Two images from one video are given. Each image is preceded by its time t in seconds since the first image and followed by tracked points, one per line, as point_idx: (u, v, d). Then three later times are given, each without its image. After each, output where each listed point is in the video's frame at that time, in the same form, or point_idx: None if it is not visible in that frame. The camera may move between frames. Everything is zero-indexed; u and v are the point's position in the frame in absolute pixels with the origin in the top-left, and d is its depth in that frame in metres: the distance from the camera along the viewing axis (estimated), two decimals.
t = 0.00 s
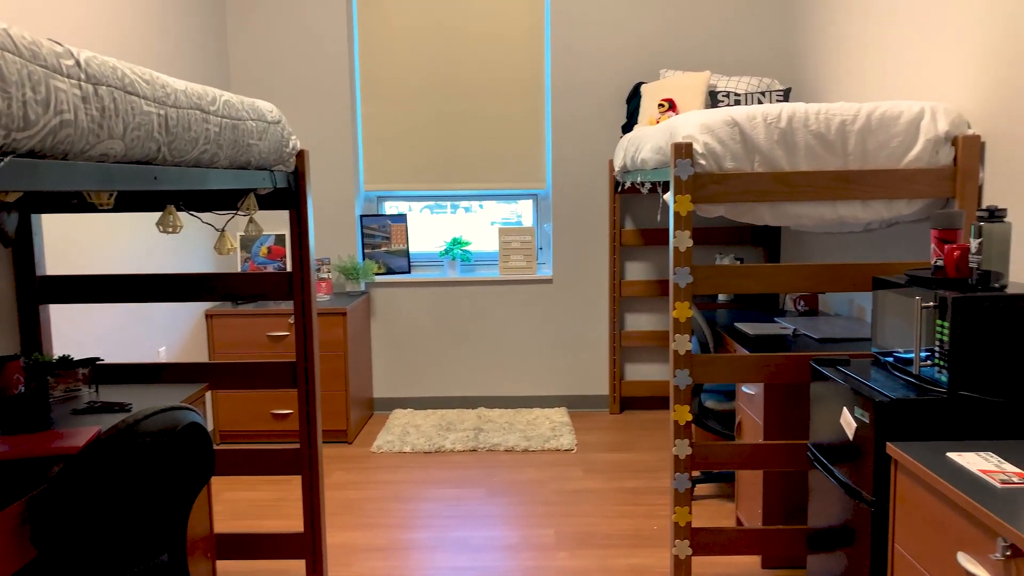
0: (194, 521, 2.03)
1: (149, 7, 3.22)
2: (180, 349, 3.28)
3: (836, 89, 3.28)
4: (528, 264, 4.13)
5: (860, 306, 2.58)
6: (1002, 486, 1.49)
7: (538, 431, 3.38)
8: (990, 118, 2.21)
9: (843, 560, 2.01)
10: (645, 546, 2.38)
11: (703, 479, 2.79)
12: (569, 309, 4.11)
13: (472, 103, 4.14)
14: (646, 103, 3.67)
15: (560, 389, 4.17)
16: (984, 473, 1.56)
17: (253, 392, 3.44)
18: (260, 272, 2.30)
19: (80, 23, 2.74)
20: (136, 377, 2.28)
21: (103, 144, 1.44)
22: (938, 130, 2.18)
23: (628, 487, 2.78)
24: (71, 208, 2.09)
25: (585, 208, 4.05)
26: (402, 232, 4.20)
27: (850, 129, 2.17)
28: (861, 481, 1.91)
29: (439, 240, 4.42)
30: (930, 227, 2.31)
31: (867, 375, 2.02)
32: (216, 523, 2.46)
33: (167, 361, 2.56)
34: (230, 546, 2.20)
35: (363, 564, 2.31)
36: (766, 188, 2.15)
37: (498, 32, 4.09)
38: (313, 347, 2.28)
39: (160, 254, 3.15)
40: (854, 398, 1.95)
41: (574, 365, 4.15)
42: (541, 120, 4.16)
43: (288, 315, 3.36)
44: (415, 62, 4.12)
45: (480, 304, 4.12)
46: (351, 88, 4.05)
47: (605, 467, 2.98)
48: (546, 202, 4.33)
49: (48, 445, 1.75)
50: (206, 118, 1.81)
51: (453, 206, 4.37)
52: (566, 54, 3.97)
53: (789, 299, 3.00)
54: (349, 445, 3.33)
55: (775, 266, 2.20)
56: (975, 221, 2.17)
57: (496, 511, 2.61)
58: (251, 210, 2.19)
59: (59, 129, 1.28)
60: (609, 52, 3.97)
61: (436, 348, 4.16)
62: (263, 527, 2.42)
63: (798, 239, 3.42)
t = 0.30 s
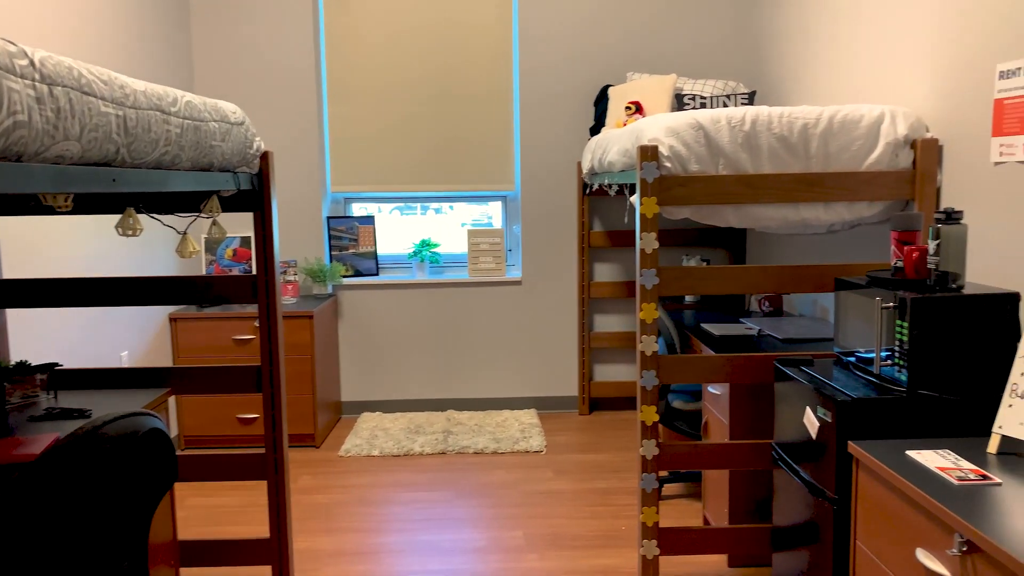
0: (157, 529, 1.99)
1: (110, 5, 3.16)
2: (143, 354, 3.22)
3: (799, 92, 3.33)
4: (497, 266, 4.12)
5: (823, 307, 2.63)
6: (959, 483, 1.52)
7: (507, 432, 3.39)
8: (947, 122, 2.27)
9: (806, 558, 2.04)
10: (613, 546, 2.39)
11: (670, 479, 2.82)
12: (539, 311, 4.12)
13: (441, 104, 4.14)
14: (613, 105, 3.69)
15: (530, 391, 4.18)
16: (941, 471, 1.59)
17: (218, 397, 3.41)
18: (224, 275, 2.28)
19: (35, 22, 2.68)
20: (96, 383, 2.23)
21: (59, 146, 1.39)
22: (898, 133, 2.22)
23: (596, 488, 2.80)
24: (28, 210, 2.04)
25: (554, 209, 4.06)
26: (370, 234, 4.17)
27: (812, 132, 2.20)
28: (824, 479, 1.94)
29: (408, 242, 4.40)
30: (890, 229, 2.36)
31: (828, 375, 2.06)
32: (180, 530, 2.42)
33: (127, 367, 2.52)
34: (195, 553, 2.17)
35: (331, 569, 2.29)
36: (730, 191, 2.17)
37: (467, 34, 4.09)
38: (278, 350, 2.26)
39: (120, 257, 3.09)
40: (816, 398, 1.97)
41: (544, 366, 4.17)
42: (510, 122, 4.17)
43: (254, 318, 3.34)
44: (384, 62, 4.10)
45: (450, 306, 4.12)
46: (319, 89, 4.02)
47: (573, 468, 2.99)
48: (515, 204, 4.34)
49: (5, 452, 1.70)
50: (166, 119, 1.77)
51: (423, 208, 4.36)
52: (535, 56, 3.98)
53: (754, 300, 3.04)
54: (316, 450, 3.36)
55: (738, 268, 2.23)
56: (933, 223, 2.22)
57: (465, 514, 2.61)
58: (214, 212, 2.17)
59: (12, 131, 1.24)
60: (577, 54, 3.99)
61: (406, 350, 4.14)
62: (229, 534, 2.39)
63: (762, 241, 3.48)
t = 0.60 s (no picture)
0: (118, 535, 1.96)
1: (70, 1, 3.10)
2: (105, 357, 3.17)
3: (764, 94, 3.37)
4: (466, 266, 4.12)
5: (789, 306, 2.66)
6: (919, 478, 1.55)
7: (477, 433, 3.38)
8: (906, 124, 2.31)
9: (771, 554, 2.07)
10: (582, 545, 2.40)
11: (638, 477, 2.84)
12: (509, 311, 4.13)
13: (411, 104, 4.13)
14: (581, 106, 3.71)
15: (501, 391, 4.19)
16: (902, 466, 1.62)
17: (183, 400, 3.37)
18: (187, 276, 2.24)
19: None
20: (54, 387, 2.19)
21: (13, 146, 1.35)
22: (859, 134, 2.26)
23: (565, 487, 2.81)
24: None
25: (525, 210, 4.07)
26: (337, 234, 4.14)
27: (776, 133, 2.22)
28: (788, 477, 1.96)
29: (377, 242, 4.37)
30: (852, 229, 2.40)
31: (793, 373, 2.08)
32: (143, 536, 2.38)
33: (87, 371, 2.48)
34: (158, 559, 2.14)
35: (298, 572, 2.26)
36: (695, 192, 2.19)
37: (436, 33, 4.08)
38: (243, 353, 2.23)
39: (80, 258, 3.03)
40: (781, 396, 1.99)
41: (514, 367, 4.17)
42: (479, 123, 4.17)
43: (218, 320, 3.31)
44: (353, 61, 4.08)
45: (421, 306, 4.10)
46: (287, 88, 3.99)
47: (542, 467, 3.00)
48: (484, 204, 4.33)
49: None
50: (126, 118, 1.73)
51: (393, 208, 4.33)
52: (505, 56, 3.98)
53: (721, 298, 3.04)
54: (284, 452, 3.34)
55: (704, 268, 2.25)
56: (894, 223, 2.26)
57: (435, 515, 2.60)
58: (177, 212, 2.14)
59: None
60: (546, 54, 4.00)
61: (375, 351, 4.12)
62: (194, 539, 2.36)
63: (728, 241, 3.51)
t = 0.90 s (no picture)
0: (85, 540, 1.93)
1: None
2: (73, 359, 3.12)
3: (735, 94, 3.40)
4: (441, 265, 4.11)
5: (760, 305, 2.69)
6: (886, 473, 1.57)
7: (452, 433, 3.37)
8: (872, 125, 2.34)
9: (742, 551, 2.08)
10: (556, 544, 2.40)
11: (612, 476, 2.85)
12: (483, 310, 4.13)
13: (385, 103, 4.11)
14: (554, 105, 3.72)
15: (475, 391, 4.18)
16: (869, 462, 1.64)
17: (152, 402, 3.33)
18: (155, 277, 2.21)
19: None
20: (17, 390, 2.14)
21: None
22: (828, 134, 2.28)
23: (539, 486, 2.81)
24: None
25: (499, 209, 4.07)
26: (310, 234, 4.11)
27: (746, 133, 2.24)
28: (759, 473, 1.98)
29: (350, 242, 4.34)
30: (821, 228, 2.42)
31: (763, 371, 2.10)
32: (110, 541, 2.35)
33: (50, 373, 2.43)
34: (125, 564, 2.11)
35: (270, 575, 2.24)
36: (666, 191, 2.20)
37: (410, 33, 4.07)
38: (212, 353, 2.21)
39: (45, 260, 2.98)
40: (751, 394, 2.01)
41: (489, 366, 4.17)
42: (453, 122, 4.16)
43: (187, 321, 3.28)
44: (326, 60, 4.05)
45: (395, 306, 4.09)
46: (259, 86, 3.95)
47: (517, 467, 3.00)
48: (458, 203, 4.33)
49: None
50: (90, 116, 1.69)
51: (367, 207, 4.31)
52: (479, 55, 3.98)
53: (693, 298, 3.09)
54: (256, 454, 3.32)
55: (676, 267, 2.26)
56: (862, 222, 2.29)
57: (409, 516, 2.59)
58: (144, 211, 2.11)
59: None
60: (520, 54, 4.00)
61: (349, 352, 4.10)
62: (164, 543, 2.33)
63: (699, 240, 3.55)
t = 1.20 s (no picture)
0: (56, 545, 1.90)
1: None
2: (44, 362, 3.08)
3: (710, 95, 3.43)
4: (419, 266, 4.10)
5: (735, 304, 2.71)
6: (859, 470, 1.59)
7: (430, 434, 3.37)
8: (845, 125, 2.37)
9: (718, 548, 2.10)
10: (534, 544, 2.41)
11: (590, 475, 2.86)
12: (462, 310, 4.13)
13: (363, 103, 4.10)
14: (532, 105, 3.73)
15: (454, 391, 4.18)
16: (843, 459, 1.66)
17: (126, 405, 3.29)
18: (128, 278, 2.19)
19: None
20: None
21: None
22: (802, 135, 2.30)
23: (517, 487, 2.81)
24: None
25: (478, 209, 4.07)
26: (286, 234, 4.08)
27: (721, 133, 2.25)
28: (734, 471, 1.99)
29: (326, 242, 4.32)
30: (795, 228, 2.45)
31: (738, 370, 2.12)
32: (82, 546, 2.32)
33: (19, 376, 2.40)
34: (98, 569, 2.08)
35: None
36: (643, 191, 2.21)
37: (387, 32, 4.06)
38: (187, 355, 2.18)
39: (15, 261, 2.94)
40: (727, 392, 2.03)
41: (468, 366, 4.17)
42: (431, 122, 4.16)
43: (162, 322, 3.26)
44: (303, 60, 4.03)
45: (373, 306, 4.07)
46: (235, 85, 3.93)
47: (495, 467, 3.00)
48: (437, 203, 4.32)
49: None
50: (59, 116, 1.65)
51: (345, 207, 4.29)
52: (456, 55, 3.98)
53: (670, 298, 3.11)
54: (233, 456, 3.29)
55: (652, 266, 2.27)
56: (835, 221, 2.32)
57: (387, 517, 2.58)
58: (115, 212, 2.08)
59: None
60: (498, 54, 4.01)
61: (327, 353, 4.08)
62: (138, 547, 2.30)
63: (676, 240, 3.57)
